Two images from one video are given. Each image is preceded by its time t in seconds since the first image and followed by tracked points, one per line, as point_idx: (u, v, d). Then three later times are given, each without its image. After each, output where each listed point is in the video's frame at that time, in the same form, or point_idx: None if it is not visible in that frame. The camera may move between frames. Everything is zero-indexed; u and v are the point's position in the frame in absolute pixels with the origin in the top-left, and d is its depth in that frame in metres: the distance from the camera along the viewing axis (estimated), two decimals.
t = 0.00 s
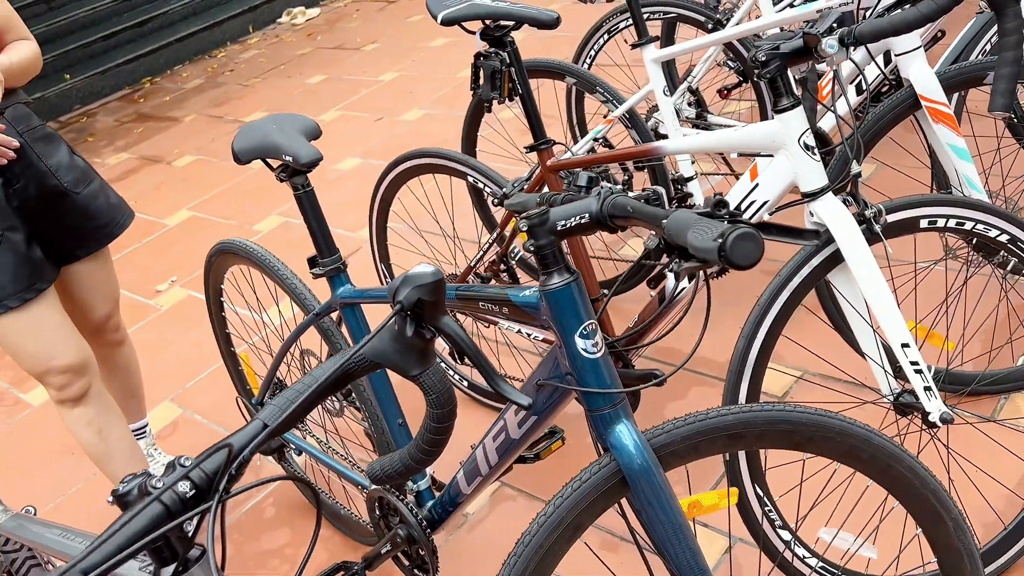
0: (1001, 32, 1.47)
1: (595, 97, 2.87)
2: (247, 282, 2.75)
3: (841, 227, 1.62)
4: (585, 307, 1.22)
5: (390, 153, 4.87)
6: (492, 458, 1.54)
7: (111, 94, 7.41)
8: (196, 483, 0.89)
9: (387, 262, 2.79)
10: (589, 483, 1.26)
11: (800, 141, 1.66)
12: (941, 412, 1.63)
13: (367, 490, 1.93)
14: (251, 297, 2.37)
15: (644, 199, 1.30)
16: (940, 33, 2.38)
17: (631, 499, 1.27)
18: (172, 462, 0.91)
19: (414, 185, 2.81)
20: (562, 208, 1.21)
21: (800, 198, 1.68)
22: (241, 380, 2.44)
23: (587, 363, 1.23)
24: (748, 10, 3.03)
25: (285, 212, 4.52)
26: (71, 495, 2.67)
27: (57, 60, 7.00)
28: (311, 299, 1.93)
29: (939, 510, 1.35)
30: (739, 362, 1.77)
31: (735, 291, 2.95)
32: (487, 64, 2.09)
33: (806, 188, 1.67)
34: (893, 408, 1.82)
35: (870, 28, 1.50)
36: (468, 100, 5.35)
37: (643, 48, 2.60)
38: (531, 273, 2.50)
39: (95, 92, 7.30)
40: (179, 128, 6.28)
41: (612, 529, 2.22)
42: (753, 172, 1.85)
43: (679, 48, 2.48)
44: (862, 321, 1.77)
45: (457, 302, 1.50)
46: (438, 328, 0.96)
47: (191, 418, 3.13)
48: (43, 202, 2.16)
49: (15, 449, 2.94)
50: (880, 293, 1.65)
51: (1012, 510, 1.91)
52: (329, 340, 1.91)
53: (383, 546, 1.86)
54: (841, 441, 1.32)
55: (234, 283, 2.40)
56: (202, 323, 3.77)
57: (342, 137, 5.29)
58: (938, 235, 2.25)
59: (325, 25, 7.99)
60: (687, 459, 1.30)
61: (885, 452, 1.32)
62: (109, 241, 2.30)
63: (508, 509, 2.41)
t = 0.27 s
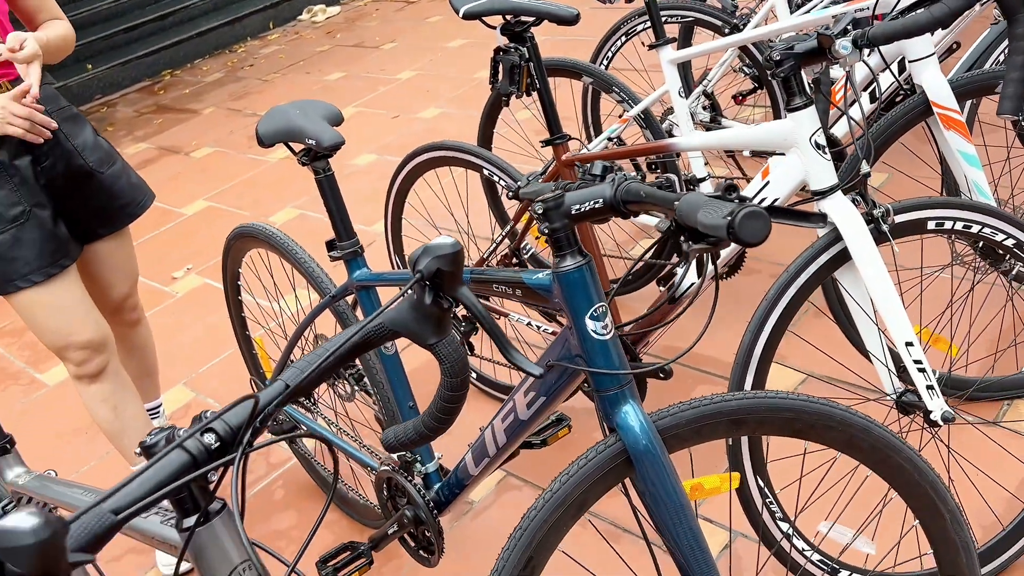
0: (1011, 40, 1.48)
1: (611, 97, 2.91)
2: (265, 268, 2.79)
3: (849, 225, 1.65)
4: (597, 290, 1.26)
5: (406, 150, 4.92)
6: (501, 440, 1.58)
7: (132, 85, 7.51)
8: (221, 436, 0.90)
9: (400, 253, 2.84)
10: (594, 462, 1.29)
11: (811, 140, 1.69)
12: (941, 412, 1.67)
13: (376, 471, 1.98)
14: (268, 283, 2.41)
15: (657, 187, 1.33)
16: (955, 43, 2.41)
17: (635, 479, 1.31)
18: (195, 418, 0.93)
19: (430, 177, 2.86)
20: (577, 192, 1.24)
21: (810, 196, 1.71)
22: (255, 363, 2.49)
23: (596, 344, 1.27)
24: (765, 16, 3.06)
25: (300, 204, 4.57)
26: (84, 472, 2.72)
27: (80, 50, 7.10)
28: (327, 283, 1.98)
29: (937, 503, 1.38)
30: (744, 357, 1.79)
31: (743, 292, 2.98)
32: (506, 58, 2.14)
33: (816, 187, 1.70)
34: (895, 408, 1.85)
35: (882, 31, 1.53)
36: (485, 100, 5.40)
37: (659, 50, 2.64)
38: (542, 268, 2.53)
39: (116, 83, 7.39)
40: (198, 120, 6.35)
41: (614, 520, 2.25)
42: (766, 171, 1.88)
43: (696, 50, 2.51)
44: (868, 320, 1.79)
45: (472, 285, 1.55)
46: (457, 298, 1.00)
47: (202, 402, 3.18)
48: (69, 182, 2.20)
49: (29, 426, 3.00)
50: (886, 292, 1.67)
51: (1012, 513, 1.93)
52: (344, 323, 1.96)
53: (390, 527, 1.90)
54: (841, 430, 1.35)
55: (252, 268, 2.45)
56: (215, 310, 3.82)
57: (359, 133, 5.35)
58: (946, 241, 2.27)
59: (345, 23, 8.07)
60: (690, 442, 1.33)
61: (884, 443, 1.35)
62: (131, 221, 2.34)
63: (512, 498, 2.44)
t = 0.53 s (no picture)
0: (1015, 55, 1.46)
1: (623, 103, 2.95)
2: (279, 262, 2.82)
3: (854, 233, 1.68)
4: (604, 285, 1.29)
5: (418, 151, 4.98)
6: (506, 432, 1.61)
7: (148, 81, 7.58)
8: (239, 410, 0.93)
9: (411, 251, 2.88)
10: (597, 453, 1.33)
11: (817, 147, 1.73)
12: (940, 417, 1.69)
13: (383, 463, 2.01)
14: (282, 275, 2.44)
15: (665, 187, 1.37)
16: (965, 59, 2.44)
17: (637, 471, 1.34)
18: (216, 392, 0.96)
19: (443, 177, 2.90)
20: (588, 190, 1.29)
21: (815, 203, 1.74)
22: (266, 355, 2.53)
23: (602, 338, 1.31)
24: (777, 27, 3.09)
25: (313, 202, 4.62)
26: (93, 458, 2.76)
27: (99, 46, 7.18)
28: (340, 276, 2.02)
29: (932, 505, 1.41)
30: (747, 358, 1.81)
31: (749, 299, 3.01)
32: (521, 61, 2.18)
33: (821, 194, 1.73)
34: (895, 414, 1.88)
35: (891, 43, 1.55)
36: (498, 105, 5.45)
37: (672, 58, 2.67)
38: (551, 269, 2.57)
39: (133, 79, 7.48)
40: (213, 117, 6.42)
41: (616, 519, 2.27)
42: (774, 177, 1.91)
43: (708, 58, 2.55)
44: (870, 325, 1.82)
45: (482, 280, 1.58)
46: (470, 285, 1.03)
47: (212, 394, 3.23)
48: (88, 171, 2.21)
49: (41, 412, 3.04)
50: (889, 298, 1.70)
51: (1009, 522, 1.96)
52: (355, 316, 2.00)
53: (394, 518, 1.93)
54: (840, 430, 1.38)
55: (266, 261, 2.50)
56: (226, 304, 3.87)
57: (372, 134, 5.41)
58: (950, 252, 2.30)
59: (361, 26, 8.14)
60: (691, 437, 1.37)
61: (882, 444, 1.38)
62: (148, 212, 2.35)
63: (514, 495, 2.48)
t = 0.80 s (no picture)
0: (1016, 73, 1.49)
1: (631, 112, 2.99)
2: (289, 262, 2.86)
3: (856, 244, 1.71)
4: (610, 288, 1.33)
5: (427, 157, 5.02)
6: (511, 431, 1.65)
7: (160, 82, 7.65)
8: (259, 398, 0.97)
9: (420, 254, 2.92)
10: (601, 451, 1.36)
11: (822, 159, 1.75)
12: (937, 426, 1.72)
13: (388, 460, 2.04)
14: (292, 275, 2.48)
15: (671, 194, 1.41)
16: (968, 76, 2.47)
17: (639, 470, 1.37)
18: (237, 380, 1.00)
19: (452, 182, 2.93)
20: (596, 195, 1.32)
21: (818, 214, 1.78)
22: (274, 353, 2.57)
23: (608, 339, 1.34)
24: (784, 41, 3.13)
25: (321, 205, 4.67)
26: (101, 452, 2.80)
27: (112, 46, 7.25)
28: (350, 275, 2.06)
29: (927, 510, 1.44)
30: (749, 364, 1.85)
31: (752, 309, 3.04)
32: (533, 69, 2.22)
33: (824, 205, 1.76)
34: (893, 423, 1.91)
35: (895, 59, 1.57)
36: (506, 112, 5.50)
37: (680, 69, 2.72)
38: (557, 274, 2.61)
39: (145, 79, 7.54)
40: (224, 119, 6.47)
41: (616, 522, 2.30)
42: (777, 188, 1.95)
43: (717, 70, 2.59)
44: (870, 335, 1.86)
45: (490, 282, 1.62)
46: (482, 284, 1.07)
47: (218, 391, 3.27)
48: (102, 168, 2.21)
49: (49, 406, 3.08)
50: (889, 309, 1.73)
51: (1004, 532, 1.98)
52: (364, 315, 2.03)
53: (399, 514, 1.96)
54: (838, 434, 1.41)
55: (277, 260, 2.54)
56: (234, 303, 3.91)
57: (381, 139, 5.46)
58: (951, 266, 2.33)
59: (372, 32, 8.20)
60: (692, 438, 1.40)
61: (879, 449, 1.41)
62: (161, 210, 2.34)
63: (516, 496, 2.51)
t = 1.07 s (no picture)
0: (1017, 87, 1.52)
1: (634, 120, 3.02)
2: (294, 263, 2.88)
3: (858, 252, 1.74)
4: (616, 290, 1.35)
5: (430, 162, 5.05)
6: (514, 432, 1.66)
7: (164, 84, 7.68)
8: (274, 390, 0.99)
9: (423, 257, 2.94)
10: (605, 451, 1.38)
11: (825, 168, 1.78)
12: (935, 434, 1.74)
13: (389, 460, 2.06)
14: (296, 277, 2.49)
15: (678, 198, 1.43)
16: (969, 90, 2.50)
17: (642, 470, 1.39)
18: (252, 373, 1.02)
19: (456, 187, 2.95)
20: (604, 199, 1.34)
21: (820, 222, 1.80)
22: (278, 353, 2.59)
23: (613, 341, 1.36)
24: (787, 53, 3.17)
25: (324, 208, 4.69)
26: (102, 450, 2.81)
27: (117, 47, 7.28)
28: (356, 277, 2.08)
29: (925, 515, 1.46)
30: (749, 370, 1.87)
31: (751, 317, 3.07)
32: (539, 76, 2.24)
33: (826, 215, 1.78)
34: (891, 430, 1.93)
35: (898, 71, 1.60)
36: (509, 120, 5.54)
37: (684, 78, 2.75)
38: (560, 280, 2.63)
39: (148, 81, 7.57)
40: (227, 121, 6.50)
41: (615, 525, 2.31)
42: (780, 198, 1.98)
43: (721, 80, 2.62)
44: (869, 342, 1.88)
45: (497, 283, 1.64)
46: (494, 282, 1.09)
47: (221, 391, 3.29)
48: (108, 168, 2.23)
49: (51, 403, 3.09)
50: (889, 317, 1.76)
51: (1000, 541, 2.01)
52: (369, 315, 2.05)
53: (400, 514, 1.97)
54: (838, 439, 1.43)
55: (282, 261, 2.55)
56: (236, 304, 3.93)
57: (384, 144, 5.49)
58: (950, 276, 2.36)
59: (376, 38, 8.25)
60: (695, 440, 1.42)
61: (879, 454, 1.43)
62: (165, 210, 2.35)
63: (516, 499, 2.52)
